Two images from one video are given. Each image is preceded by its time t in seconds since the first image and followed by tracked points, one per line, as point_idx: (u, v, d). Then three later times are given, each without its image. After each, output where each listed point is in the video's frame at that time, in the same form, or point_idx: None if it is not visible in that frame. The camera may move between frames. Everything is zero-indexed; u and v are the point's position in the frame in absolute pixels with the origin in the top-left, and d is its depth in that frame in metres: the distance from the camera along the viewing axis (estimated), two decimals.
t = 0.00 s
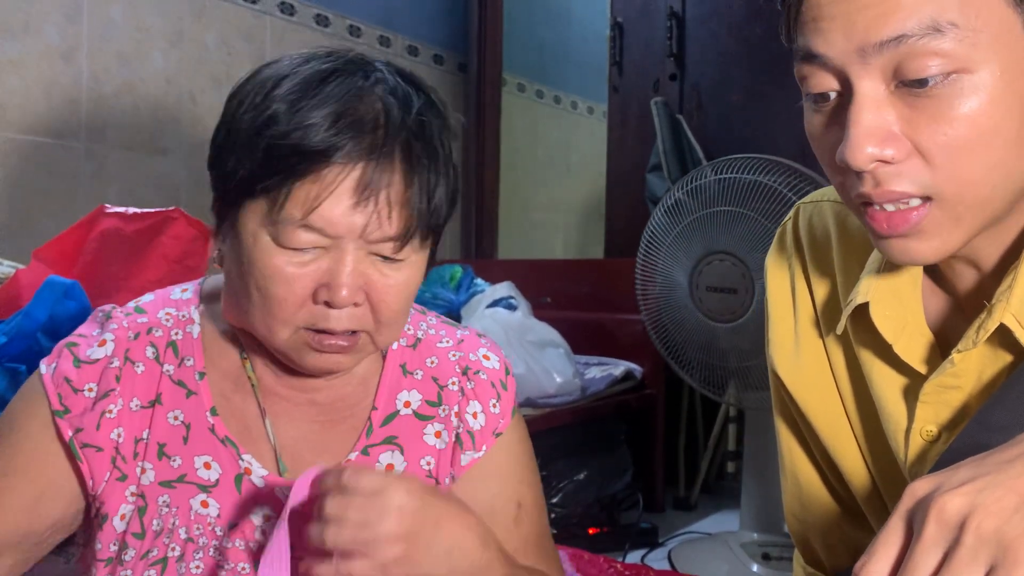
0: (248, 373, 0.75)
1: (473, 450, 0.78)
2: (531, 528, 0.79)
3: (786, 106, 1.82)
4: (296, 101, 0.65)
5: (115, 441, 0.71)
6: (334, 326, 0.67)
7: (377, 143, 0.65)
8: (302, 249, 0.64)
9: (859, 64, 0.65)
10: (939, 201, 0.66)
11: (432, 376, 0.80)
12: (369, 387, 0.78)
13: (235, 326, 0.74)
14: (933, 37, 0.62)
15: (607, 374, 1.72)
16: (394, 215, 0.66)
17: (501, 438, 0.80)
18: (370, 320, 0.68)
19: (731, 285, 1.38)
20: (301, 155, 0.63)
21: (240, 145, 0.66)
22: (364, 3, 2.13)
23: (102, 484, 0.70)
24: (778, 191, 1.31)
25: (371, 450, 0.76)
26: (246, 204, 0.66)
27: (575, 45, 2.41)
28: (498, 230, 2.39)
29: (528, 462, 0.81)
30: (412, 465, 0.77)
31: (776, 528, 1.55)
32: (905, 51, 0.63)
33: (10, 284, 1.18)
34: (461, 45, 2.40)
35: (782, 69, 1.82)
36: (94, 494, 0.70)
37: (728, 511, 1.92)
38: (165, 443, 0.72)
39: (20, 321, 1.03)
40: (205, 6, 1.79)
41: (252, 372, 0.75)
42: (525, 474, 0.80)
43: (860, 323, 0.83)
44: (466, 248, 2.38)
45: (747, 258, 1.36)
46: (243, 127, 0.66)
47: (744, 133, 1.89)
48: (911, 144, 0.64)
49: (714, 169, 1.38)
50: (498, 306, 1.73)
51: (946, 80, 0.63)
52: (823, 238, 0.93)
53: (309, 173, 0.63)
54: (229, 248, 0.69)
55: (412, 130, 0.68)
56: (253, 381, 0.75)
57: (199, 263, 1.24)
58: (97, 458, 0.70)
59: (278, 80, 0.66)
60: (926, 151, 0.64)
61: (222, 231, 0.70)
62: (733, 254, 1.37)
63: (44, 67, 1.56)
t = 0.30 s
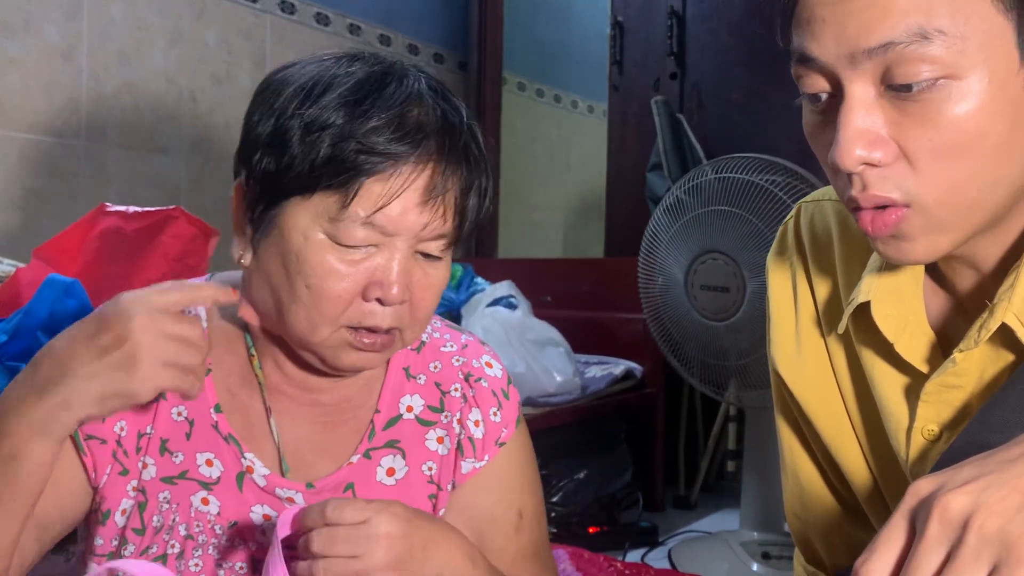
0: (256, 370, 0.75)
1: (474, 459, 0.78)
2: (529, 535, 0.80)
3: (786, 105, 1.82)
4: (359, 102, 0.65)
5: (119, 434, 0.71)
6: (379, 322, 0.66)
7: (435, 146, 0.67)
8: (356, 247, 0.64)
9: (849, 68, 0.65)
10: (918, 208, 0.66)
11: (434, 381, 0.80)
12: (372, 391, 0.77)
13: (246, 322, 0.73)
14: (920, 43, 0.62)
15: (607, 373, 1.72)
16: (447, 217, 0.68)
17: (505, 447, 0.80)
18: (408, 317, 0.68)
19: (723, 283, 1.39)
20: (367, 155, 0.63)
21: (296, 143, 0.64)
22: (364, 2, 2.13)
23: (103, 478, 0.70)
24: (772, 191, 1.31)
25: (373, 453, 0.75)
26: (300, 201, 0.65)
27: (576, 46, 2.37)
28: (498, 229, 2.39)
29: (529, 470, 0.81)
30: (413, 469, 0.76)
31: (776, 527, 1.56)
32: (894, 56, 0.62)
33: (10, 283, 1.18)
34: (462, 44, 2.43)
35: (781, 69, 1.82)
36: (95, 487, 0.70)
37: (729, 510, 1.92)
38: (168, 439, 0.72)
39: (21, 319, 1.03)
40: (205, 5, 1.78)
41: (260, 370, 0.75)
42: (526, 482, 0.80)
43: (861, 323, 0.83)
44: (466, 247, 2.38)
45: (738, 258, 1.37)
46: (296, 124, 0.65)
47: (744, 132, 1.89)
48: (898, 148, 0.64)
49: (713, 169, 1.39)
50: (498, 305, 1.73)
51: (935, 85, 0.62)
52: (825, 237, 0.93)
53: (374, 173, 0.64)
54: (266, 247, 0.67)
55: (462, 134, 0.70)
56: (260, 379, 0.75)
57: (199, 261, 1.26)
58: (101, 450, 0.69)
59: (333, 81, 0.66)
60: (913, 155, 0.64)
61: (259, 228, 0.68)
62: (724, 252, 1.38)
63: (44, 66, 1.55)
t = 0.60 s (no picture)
0: (274, 376, 0.75)
1: (494, 471, 0.79)
2: (544, 546, 0.80)
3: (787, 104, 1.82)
4: (385, 111, 0.65)
5: (137, 442, 0.70)
6: (396, 333, 0.66)
7: (460, 160, 0.67)
8: (374, 256, 0.65)
9: (822, 73, 0.65)
10: (885, 211, 0.67)
11: (452, 392, 0.81)
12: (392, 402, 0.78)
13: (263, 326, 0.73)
14: (884, 57, 0.62)
15: (607, 373, 1.72)
16: (469, 230, 0.68)
17: (522, 460, 0.80)
18: (425, 328, 0.68)
19: (716, 282, 1.40)
20: (390, 164, 0.64)
21: (320, 149, 0.65)
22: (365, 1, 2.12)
23: (121, 485, 0.69)
24: (764, 191, 1.31)
25: (393, 464, 0.75)
26: (322, 208, 0.65)
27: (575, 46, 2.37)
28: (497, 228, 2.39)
29: (543, 481, 0.82)
30: (433, 480, 0.77)
31: (775, 526, 1.56)
32: (862, 67, 0.62)
33: (10, 281, 1.18)
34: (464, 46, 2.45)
35: (781, 69, 1.82)
36: (112, 494, 0.68)
37: (729, 509, 1.93)
38: (188, 447, 0.71)
39: (20, 319, 1.04)
40: (205, 4, 1.78)
41: (279, 376, 0.75)
42: (541, 492, 0.81)
43: (860, 323, 0.83)
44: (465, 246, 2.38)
45: (730, 257, 1.38)
46: (321, 131, 0.65)
47: (744, 131, 1.89)
48: (865, 155, 0.65)
49: (712, 168, 1.39)
50: (498, 304, 1.73)
51: (900, 99, 0.63)
52: (825, 237, 0.93)
53: (397, 183, 0.64)
54: (285, 253, 0.67)
55: (488, 148, 0.70)
56: (279, 385, 0.74)
57: (199, 260, 1.26)
58: (120, 460, 0.68)
59: (361, 89, 0.67)
60: (877, 163, 0.65)
61: (279, 234, 0.68)
62: (718, 251, 1.39)
63: (44, 65, 1.55)
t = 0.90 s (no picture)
0: (298, 398, 0.73)
1: (517, 498, 0.79)
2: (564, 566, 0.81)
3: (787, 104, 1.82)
4: (437, 129, 0.64)
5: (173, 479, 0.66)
6: (433, 363, 0.66)
7: (513, 183, 0.66)
8: (416, 280, 0.63)
9: (830, 78, 0.65)
10: (893, 212, 0.67)
11: (476, 414, 0.81)
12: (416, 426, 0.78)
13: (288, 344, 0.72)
14: (893, 62, 0.62)
15: (608, 372, 1.72)
16: (516, 255, 0.67)
17: (545, 485, 0.81)
18: (464, 357, 0.67)
19: (712, 281, 1.40)
20: (443, 187, 0.62)
21: (368, 165, 0.63)
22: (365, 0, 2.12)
23: (153, 526, 0.65)
24: (758, 190, 1.32)
25: (418, 489, 0.76)
26: (366, 226, 0.64)
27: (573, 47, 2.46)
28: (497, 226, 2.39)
29: (559, 504, 0.82)
30: (457, 506, 0.77)
31: (775, 525, 1.56)
32: (869, 72, 0.62)
33: (10, 281, 1.18)
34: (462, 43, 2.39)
35: (781, 68, 1.82)
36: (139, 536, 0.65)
37: (729, 508, 1.93)
38: (214, 482, 0.69)
39: (20, 318, 1.04)
40: (205, 3, 1.78)
41: (302, 398, 0.73)
42: (558, 514, 0.82)
43: (864, 322, 0.83)
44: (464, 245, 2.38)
45: (725, 255, 1.38)
46: (371, 148, 0.63)
47: (744, 130, 1.89)
48: (873, 157, 0.65)
49: (712, 168, 1.39)
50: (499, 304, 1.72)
51: (908, 102, 0.63)
52: (829, 234, 0.93)
53: (449, 206, 0.63)
54: (322, 271, 0.66)
55: (541, 170, 0.69)
56: (302, 407, 0.73)
57: (198, 259, 1.24)
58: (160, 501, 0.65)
59: (413, 104, 0.65)
60: (886, 167, 0.65)
61: (317, 251, 0.67)
62: (714, 251, 1.40)
63: (43, 64, 1.55)
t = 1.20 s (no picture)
0: (328, 444, 0.76)
1: (547, 533, 0.82)
2: None
3: (786, 104, 1.82)
4: (502, 182, 0.62)
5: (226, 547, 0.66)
6: (480, 426, 0.66)
7: (578, 240, 0.65)
8: (474, 339, 0.63)
9: (846, 92, 0.65)
10: (919, 224, 0.68)
11: (506, 450, 0.84)
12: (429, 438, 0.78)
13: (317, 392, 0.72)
14: (912, 77, 0.61)
15: (608, 372, 1.72)
16: (576, 312, 0.66)
17: (573, 517, 0.85)
18: (511, 416, 0.68)
19: (708, 281, 1.41)
20: (506, 247, 0.61)
21: (427, 217, 0.62)
22: None
23: None
24: (752, 190, 1.33)
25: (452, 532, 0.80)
26: (422, 282, 0.63)
27: (575, 49, 2.51)
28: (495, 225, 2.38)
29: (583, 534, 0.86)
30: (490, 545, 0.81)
31: (775, 525, 1.56)
32: (887, 87, 0.62)
33: (11, 282, 1.17)
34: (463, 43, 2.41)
35: (781, 69, 1.82)
36: None
37: (729, 508, 1.93)
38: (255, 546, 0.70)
39: (19, 319, 1.01)
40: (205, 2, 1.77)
41: (332, 443, 0.76)
42: (580, 543, 0.85)
43: (874, 322, 0.84)
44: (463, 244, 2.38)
45: (717, 253, 1.39)
46: (431, 201, 0.62)
47: (744, 131, 1.89)
48: (892, 171, 0.65)
49: (713, 170, 1.39)
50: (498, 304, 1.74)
51: (927, 115, 0.63)
52: (838, 235, 0.93)
53: (511, 266, 0.62)
54: (370, 323, 0.66)
55: (605, 224, 0.67)
56: (332, 452, 0.76)
57: (199, 259, 1.25)
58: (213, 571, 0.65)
59: (477, 155, 0.63)
60: (907, 179, 0.65)
61: (368, 301, 0.66)
62: (710, 251, 1.40)
63: (43, 64, 1.55)
